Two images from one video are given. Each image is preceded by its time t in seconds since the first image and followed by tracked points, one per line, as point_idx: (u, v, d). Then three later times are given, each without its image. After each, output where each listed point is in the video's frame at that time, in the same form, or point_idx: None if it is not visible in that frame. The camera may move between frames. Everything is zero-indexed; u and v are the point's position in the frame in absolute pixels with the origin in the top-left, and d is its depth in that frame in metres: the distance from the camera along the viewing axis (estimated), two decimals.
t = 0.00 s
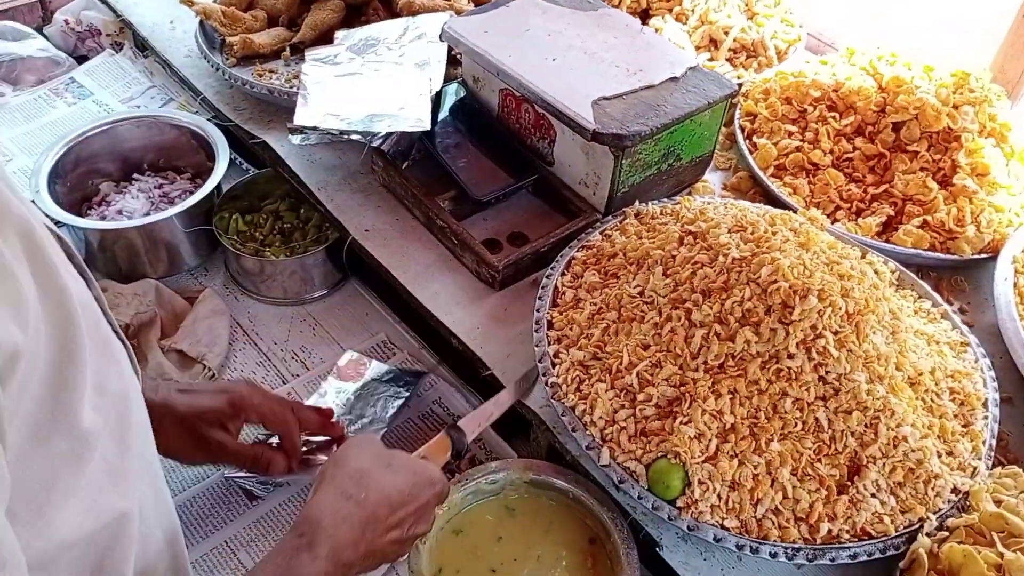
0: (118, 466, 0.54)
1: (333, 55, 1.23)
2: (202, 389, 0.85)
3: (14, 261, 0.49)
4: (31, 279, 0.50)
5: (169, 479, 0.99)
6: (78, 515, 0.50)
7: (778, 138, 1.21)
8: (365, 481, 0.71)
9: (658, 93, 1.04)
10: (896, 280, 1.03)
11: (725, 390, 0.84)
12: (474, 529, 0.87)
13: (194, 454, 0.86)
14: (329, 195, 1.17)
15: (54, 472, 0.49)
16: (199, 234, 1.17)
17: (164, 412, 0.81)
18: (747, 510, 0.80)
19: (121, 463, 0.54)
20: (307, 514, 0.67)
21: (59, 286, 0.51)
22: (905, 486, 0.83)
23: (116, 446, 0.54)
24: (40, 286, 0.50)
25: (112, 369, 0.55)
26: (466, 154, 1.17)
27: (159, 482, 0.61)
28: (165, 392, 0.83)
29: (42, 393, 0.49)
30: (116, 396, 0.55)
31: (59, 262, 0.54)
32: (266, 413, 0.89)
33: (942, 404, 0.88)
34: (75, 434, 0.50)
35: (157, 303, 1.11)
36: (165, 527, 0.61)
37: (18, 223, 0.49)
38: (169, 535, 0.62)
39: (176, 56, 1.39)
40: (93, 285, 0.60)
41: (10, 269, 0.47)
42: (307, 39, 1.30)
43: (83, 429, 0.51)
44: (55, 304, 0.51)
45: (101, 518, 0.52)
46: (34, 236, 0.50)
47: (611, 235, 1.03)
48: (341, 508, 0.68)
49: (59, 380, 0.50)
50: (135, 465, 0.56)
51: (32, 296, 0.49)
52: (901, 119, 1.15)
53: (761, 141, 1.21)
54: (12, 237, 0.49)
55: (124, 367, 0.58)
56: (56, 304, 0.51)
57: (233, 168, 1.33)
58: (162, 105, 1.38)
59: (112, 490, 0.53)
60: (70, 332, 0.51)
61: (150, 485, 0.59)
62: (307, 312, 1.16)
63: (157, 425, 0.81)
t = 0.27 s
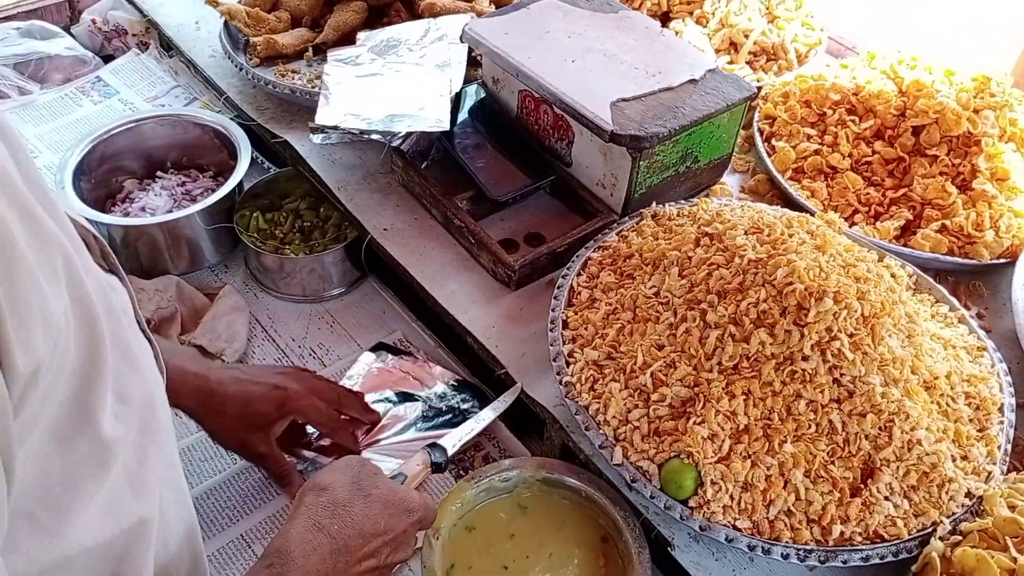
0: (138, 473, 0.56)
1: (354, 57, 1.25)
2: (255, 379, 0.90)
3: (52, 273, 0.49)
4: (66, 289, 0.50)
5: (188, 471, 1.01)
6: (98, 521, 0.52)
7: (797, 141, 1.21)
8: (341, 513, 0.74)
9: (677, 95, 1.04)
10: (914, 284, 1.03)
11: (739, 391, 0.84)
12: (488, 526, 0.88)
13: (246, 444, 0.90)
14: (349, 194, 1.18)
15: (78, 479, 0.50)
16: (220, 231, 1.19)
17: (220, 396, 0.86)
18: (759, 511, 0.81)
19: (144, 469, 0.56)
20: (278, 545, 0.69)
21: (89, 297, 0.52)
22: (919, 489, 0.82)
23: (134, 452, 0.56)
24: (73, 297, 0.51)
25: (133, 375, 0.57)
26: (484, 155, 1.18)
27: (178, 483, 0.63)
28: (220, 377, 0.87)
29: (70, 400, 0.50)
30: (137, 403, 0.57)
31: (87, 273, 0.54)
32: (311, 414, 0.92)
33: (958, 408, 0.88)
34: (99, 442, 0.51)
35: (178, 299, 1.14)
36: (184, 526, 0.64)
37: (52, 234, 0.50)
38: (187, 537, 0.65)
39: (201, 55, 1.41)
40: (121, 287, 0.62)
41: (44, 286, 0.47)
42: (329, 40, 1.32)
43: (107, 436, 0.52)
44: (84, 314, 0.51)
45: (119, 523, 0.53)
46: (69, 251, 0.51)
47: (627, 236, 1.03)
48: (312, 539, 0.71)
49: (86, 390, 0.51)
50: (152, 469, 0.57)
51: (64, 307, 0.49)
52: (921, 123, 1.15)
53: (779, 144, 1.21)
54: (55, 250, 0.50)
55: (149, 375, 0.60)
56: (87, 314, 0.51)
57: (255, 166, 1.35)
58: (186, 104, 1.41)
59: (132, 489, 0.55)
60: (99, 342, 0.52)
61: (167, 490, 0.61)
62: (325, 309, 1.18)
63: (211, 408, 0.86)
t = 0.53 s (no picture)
0: (137, 477, 0.56)
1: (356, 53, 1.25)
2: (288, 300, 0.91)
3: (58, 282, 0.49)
4: (71, 298, 0.50)
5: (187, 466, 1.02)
6: (97, 527, 0.52)
7: (798, 139, 1.20)
8: (345, 521, 0.74)
9: (677, 93, 1.04)
10: (913, 283, 1.03)
11: (737, 390, 0.84)
12: (485, 523, 0.89)
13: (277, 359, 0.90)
14: (349, 191, 1.18)
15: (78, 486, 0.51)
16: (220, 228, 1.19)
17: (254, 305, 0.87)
18: (756, 510, 0.81)
19: (143, 474, 0.57)
20: (282, 554, 0.69)
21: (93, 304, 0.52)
22: (915, 489, 0.83)
23: (134, 456, 0.56)
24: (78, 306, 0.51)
25: (136, 380, 0.57)
26: (484, 152, 1.18)
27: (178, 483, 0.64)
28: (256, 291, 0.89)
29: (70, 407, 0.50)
30: (141, 408, 0.57)
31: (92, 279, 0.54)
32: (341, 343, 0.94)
33: (955, 407, 0.88)
34: (101, 448, 0.52)
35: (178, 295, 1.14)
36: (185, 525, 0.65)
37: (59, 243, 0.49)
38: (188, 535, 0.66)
39: (202, 51, 1.41)
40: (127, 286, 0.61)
41: (48, 298, 0.47)
42: (330, 36, 1.31)
43: (107, 442, 0.52)
44: (87, 321, 0.51)
45: (117, 528, 0.54)
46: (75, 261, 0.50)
47: (627, 234, 1.03)
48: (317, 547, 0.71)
49: (88, 399, 0.51)
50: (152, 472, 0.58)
51: (68, 317, 0.49)
52: (922, 122, 1.15)
53: (780, 142, 1.21)
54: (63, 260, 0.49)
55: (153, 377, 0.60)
56: (90, 322, 0.51)
57: (255, 162, 1.35)
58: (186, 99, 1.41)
59: (131, 493, 0.55)
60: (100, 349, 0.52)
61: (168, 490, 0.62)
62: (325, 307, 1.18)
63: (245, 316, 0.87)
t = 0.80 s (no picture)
0: (117, 489, 0.55)
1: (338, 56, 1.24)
2: (256, 352, 0.95)
3: (31, 291, 0.48)
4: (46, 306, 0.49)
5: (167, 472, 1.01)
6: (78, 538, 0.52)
7: (778, 142, 1.21)
8: (302, 536, 0.74)
9: (658, 97, 1.05)
10: (893, 285, 1.04)
11: (719, 392, 0.84)
12: (469, 527, 0.88)
13: (240, 413, 0.95)
14: (331, 195, 1.18)
15: (57, 496, 0.50)
16: (200, 232, 1.18)
17: (212, 360, 0.93)
18: (738, 512, 0.81)
19: (124, 483, 0.56)
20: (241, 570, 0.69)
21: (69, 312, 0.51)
22: (896, 489, 0.83)
23: (115, 467, 0.55)
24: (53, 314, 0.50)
25: (116, 390, 0.56)
26: (467, 156, 1.18)
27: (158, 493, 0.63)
28: (220, 347, 0.94)
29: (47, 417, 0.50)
30: (120, 417, 0.56)
31: (71, 287, 0.53)
32: (307, 393, 0.95)
33: (935, 408, 0.88)
34: (78, 457, 0.51)
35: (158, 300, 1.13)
36: (169, 537, 0.65)
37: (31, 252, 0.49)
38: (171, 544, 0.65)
39: (182, 55, 1.40)
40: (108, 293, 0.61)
41: (18, 307, 0.46)
42: (311, 39, 1.31)
43: (85, 452, 0.52)
44: (64, 329, 0.51)
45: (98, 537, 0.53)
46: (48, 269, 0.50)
47: (609, 237, 1.03)
48: (272, 562, 0.71)
49: (64, 408, 0.50)
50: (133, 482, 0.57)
51: (41, 327, 0.48)
52: (901, 125, 1.16)
53: (761, 145, 1.22)
54: (34, 268, 0.49)
55: (133, 385, 0.59)
56: (66, 330, 0.51)
57: (237, 167, 1.34)
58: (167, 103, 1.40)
59: (112, 502, 0.55)
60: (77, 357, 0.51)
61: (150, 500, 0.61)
62: (307, 311, 1.17)
63: (204, 372, 0.93)
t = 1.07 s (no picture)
0: (117, 510, 0.55)
1: (334, 65, 1.24)
2: (265, 355, 0.98)
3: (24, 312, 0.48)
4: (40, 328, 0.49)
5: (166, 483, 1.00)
6: (78, 563, 0.51)
7: (774, 150, 1.22)
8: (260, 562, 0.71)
9: (655, 105, 1.05)
10: (890, 292, 1.04)
11: (718, 401, 0.84)
12: (470, 537, 0.88)
13: (260, 414, 0.97)
14: (328, 204, 1.18)
15: (55, 518, 0.50)
16: (198, 241, 1.18)
17: (227, 362, 0.95)
18: (739, 521, 0.81)
19: (123, 506, 0.56)
20: None
21: (64, 333, 0.51)
22: (896, 497, 0.83)
23: (116, 488, 0.55)
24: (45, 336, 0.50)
25: (114, 412, 0.56)
26: (465, 165, 1.18)
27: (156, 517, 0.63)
28: (231, 352, 0.96)
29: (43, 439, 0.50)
30: (120, 437, 0.56)
31: (65, 309, 0.53)
32: (319, 388, 0.99)
33: (933, 416, 0.88)
34: (78, 480, 0.51)
35: (155, 310, 1.12)
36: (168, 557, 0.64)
37: (22, 273, 0.49)
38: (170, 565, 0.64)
39: (178, 63, 1.40)
40: (106, 315, 0.60)
41: (15, 330, 0.47)
42: (308, 48, 1.31)
43: (86, 473, 0.51)
44: (58, 350, 0.51)
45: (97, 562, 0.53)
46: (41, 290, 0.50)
47: (606, 246, 1.03)
48: None
49: (61, 431, 0.50)
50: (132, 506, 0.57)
51: (37, 348, 0.49)
52: (896, 133, 1.16)
53: (757, 153, 1.22)
54: (26, 290, 0.49)
55: (130, 407, 0.59)
56: (61, 351, 0.51)
57: (233, 175, 1.34)
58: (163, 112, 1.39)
59: (112, 524, 0.54)
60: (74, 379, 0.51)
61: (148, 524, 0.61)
62: (305, 320, 1.17)
63: (219, 374, 0.94)
